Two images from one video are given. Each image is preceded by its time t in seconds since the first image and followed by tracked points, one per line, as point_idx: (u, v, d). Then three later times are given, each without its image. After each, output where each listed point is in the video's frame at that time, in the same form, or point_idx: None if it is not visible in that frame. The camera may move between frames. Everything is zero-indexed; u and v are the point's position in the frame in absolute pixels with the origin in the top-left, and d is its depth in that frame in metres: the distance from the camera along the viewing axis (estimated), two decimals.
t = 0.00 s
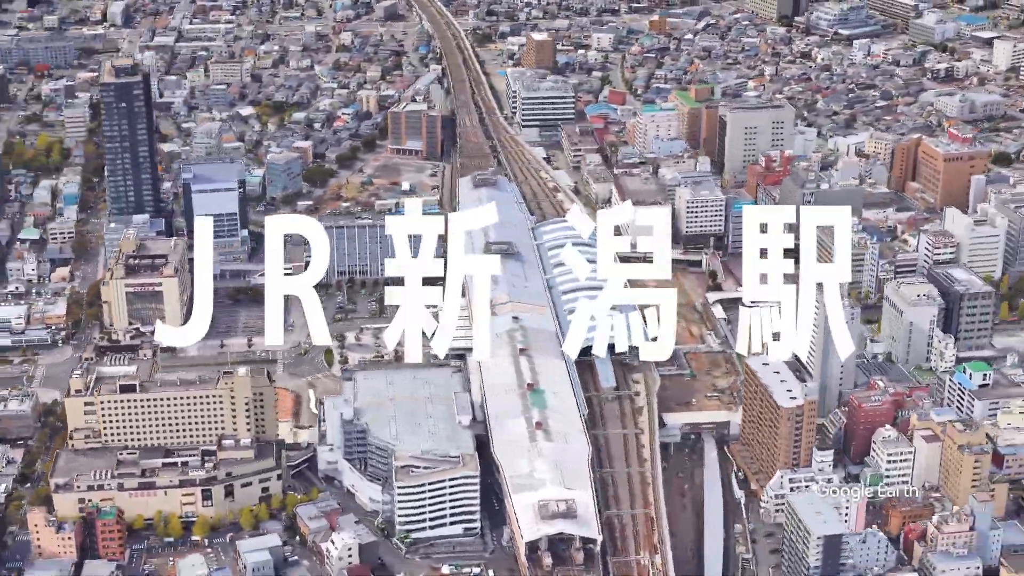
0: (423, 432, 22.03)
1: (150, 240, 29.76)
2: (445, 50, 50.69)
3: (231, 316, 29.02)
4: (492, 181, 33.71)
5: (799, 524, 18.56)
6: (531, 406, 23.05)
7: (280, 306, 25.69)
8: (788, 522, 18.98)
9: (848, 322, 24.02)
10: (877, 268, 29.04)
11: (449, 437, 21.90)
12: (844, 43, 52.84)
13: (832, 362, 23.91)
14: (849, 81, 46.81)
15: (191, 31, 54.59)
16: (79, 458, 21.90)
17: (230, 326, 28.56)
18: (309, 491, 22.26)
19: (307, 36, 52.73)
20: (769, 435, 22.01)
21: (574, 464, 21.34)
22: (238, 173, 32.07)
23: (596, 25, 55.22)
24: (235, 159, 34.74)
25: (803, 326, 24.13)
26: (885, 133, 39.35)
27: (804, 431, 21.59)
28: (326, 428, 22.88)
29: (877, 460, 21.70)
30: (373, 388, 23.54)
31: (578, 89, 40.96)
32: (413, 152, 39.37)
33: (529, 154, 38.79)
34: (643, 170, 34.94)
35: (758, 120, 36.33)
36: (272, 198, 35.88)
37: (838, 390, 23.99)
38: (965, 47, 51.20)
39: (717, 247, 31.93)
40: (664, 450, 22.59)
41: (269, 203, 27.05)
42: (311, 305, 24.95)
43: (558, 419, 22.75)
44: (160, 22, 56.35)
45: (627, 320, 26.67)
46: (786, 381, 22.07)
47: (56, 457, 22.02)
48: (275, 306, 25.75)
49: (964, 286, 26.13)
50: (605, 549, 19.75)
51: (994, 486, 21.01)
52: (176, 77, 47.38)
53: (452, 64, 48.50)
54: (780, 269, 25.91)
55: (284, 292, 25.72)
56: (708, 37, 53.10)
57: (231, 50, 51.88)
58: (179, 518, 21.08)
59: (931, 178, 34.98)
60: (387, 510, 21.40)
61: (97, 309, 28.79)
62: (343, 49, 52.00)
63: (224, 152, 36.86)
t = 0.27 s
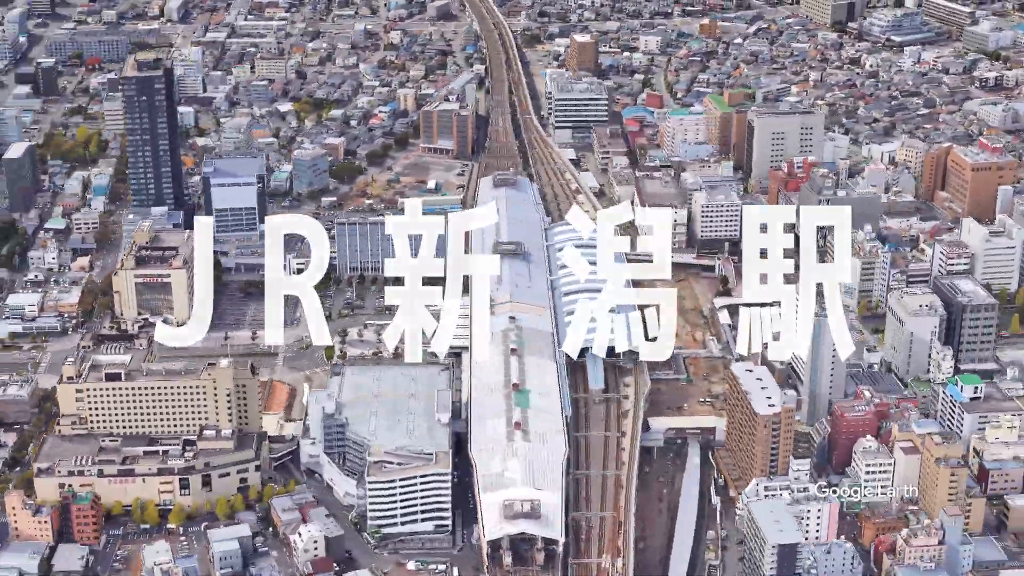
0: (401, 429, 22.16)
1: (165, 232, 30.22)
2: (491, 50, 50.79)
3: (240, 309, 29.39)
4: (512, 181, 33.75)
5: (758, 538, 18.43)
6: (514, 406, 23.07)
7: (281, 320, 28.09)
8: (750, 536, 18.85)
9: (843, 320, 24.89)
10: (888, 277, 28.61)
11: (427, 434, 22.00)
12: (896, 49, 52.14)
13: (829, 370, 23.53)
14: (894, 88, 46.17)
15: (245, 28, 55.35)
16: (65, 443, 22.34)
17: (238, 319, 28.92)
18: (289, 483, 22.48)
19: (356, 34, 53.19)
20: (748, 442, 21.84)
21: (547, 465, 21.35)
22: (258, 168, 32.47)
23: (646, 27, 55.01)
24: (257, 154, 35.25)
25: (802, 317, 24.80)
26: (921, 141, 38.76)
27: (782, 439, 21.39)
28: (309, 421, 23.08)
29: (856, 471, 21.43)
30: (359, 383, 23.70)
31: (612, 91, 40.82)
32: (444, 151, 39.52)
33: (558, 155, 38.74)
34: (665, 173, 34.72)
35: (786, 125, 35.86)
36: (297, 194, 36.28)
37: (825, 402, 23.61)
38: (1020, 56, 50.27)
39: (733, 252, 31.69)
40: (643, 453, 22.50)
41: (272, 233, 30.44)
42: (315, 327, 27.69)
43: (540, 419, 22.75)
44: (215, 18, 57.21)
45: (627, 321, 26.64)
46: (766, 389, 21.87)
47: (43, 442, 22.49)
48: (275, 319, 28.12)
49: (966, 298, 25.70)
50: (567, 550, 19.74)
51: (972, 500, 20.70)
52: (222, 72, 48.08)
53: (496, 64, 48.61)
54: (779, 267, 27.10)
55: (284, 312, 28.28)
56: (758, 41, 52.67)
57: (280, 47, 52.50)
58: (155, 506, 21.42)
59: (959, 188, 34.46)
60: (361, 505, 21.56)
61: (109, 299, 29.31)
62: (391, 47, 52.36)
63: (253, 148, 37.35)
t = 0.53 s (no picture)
0: (384, 425, 22.29)
1: (178, 227, 30.65)
2: (527, 51, 50.80)
3: (248, 305, 29.71)
4: (528, 181, 33.83)
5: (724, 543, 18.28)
6: (500, 405, 23.13)
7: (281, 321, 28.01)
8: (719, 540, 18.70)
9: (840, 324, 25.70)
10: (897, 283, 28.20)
11: (409, 431, 22.10)
12: (938, 56, 51.49)
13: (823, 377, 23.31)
14: (931, 94, 45.59)
15: (288, 27, 55.90)
16: (56, 432, 22.62)
17: (245, 314, 29.23)
18: (274, 478, 22.64)
19: (396, 33, 53.49)
20: (729, 448, 21.72)
21: (524, 466, 21.39)
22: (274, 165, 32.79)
23: (686, 29, 54.75)
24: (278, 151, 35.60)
25: (801, 319, 25.34)
26: (950, 148, 38.23)
27: (762, 445, 21.26)
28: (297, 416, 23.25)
29: (838, 479, 21.21)
30: (350, 380, 23.86)
31: (639, 93, 40.66)
32: (469, 151, 39.62)
33: (582, 156, 38.68)
34: (683, 177, 34.56)
35: (808, 130, 35.45)
36: (318, 191, 36.58)
37: (814, 408, 23.38)
38: None
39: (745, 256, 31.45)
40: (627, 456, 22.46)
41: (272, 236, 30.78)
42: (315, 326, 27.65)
43: (524, 419, 22.78)
44: (260, 16, 57.83)
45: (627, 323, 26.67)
46: (749, 395, 21.74)
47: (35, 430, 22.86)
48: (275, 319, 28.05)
49: (968, 307, 25.35)
50: (537, 551, 19.77)
51: (951, 511, 20.47)
52: (260, 69, 48.58)
53: (531, 65, 48.64)
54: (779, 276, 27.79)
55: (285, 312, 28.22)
56: (798, 45, 52.26)
57: (320, 46, 52.95)
58: (139, 495, 21.74)
59: (982, 196, 33.93)
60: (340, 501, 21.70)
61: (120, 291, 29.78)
62: (429, 47, 52.63)
63: (277, 145, 37.73)
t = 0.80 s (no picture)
0: (365, 422, 22.42)
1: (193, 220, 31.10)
2: (570, 52, 50.75)
3: (258, 299, 30.07)
4: (547, 182, 33.83)
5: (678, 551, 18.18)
6: (483, 404, 23.16)
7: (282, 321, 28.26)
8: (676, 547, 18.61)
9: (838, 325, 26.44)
10: (905, 293, 27.79)
11: (388, 428, 22.24)
12: (988, 64, 50.71)
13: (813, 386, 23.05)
14: (975, 102, 44.91)
15: (337, 25, 56.40)
16: (47, 418, 23.10)
17: (254, 308, 29.60)
18: (257, 470, 22.88)
19: (441, 33, 53.73)
20: (707, 453, 21.59)
21: (498, 464, 21.43)
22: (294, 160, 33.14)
23: (734, 33, 54.44)
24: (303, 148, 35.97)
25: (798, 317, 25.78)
26: (984, 157, 37.64)
27: (738, 452, 21.09)
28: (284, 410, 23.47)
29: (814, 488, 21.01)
30: (339, 375, 24.05)
31: (671, 96, 40.44)
32: (498, 151, 39.76)
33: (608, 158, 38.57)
34: (703, 181, 34.39)
35: (832, 136, 35.04)
36: (343, 188, 36.88)
37: (801, 416, 23.14)
38: None
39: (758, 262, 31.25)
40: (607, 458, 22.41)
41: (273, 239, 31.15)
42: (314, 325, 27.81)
43: (506, 420, 22.79)
44: (311, 14, 58.43)
45: (626, 324, 26.60)
46: (727, 401, 21.59)
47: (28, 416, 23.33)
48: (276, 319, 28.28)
49: (968, 318, 24.93)
50: (501, 551, 19.81)
51: (925, 525, 20.17)
52: (303, 66, 49.08)
53: (572, 66, 48.67)
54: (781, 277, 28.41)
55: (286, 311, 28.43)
56: (846, 50, 51.74)
57: (367, 45, 53.40)
58: (122, 483, 22.10)
59: (1008, 207, 33.32)
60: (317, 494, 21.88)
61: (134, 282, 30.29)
62: (474, 47, 52.86)
63: (306, 141, 38.11)
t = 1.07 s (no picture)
0: (350, 419, 22.56)
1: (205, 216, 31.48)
2: (605, 54, 50.62)
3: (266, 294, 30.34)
4: (562, 183, 33.83)
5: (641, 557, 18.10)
6: (470, 403, 23.23)
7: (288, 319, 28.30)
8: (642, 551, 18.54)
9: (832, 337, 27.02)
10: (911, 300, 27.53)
11: (372, 424, 22.36)
12: None
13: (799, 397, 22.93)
14: (1010, 109, 44.27)
15: (377, 24, 56.72)
16: (41, 408, 23.53)
17: (261, 302, 29.88)
18: (244, 463, 23.09)
19: (479, 33, 53.85)
20: (687, 457, 21.50)
21: (478, 464, 21.50)
22: (310, 157, 33.41)
23: (773, 36, 54.06)
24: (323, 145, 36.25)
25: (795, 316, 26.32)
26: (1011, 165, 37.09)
27: (716, 457, 20.99)
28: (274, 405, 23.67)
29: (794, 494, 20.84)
30: (331, 371, 24.22)
31: (697, 99, 40.19)
32: (521, 151, 39.80)
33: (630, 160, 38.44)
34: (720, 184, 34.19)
35: (853, 141, 34.64)
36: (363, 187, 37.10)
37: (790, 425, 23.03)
38: None
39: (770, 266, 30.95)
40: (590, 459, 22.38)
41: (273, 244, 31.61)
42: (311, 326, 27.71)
43: (491, 420, 22.84)
44: (353, 13, 58.86)
45: (624, 326, 26.55)
46: (710, 406, 21.47)
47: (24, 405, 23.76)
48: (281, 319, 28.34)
49: (967, 327, 24.66)
50: (472, 549, 19.84)
51: (902, 534, 19.98)
52: (339, 65, 49.45)
53: (606, 67, 48.59)
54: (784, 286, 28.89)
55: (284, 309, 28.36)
56: (884, 54, 51.21)
57: (404, 44, 53.68)
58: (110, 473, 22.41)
59: None
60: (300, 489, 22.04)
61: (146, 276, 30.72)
62: (511, 47, 52.96)
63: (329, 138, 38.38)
